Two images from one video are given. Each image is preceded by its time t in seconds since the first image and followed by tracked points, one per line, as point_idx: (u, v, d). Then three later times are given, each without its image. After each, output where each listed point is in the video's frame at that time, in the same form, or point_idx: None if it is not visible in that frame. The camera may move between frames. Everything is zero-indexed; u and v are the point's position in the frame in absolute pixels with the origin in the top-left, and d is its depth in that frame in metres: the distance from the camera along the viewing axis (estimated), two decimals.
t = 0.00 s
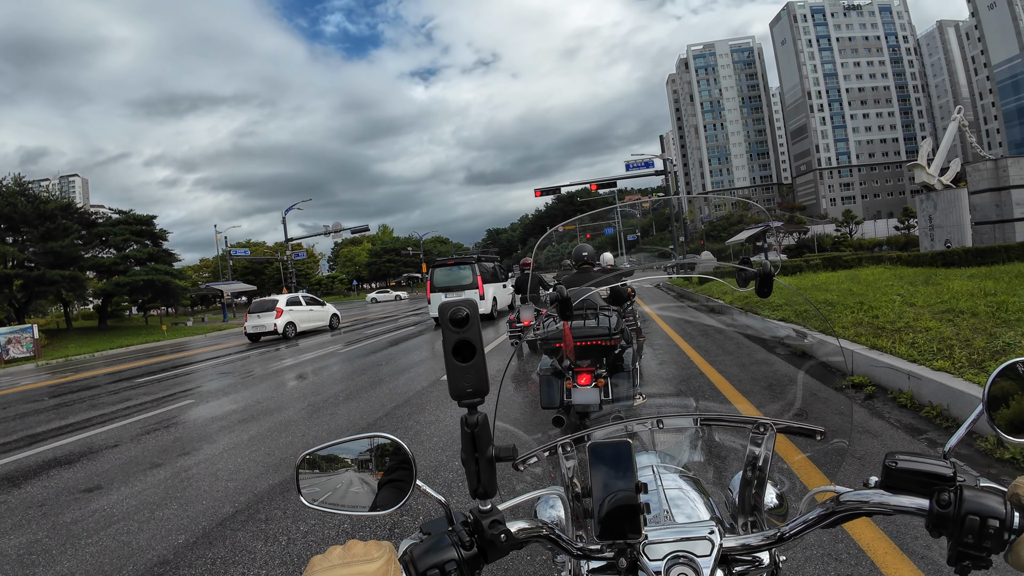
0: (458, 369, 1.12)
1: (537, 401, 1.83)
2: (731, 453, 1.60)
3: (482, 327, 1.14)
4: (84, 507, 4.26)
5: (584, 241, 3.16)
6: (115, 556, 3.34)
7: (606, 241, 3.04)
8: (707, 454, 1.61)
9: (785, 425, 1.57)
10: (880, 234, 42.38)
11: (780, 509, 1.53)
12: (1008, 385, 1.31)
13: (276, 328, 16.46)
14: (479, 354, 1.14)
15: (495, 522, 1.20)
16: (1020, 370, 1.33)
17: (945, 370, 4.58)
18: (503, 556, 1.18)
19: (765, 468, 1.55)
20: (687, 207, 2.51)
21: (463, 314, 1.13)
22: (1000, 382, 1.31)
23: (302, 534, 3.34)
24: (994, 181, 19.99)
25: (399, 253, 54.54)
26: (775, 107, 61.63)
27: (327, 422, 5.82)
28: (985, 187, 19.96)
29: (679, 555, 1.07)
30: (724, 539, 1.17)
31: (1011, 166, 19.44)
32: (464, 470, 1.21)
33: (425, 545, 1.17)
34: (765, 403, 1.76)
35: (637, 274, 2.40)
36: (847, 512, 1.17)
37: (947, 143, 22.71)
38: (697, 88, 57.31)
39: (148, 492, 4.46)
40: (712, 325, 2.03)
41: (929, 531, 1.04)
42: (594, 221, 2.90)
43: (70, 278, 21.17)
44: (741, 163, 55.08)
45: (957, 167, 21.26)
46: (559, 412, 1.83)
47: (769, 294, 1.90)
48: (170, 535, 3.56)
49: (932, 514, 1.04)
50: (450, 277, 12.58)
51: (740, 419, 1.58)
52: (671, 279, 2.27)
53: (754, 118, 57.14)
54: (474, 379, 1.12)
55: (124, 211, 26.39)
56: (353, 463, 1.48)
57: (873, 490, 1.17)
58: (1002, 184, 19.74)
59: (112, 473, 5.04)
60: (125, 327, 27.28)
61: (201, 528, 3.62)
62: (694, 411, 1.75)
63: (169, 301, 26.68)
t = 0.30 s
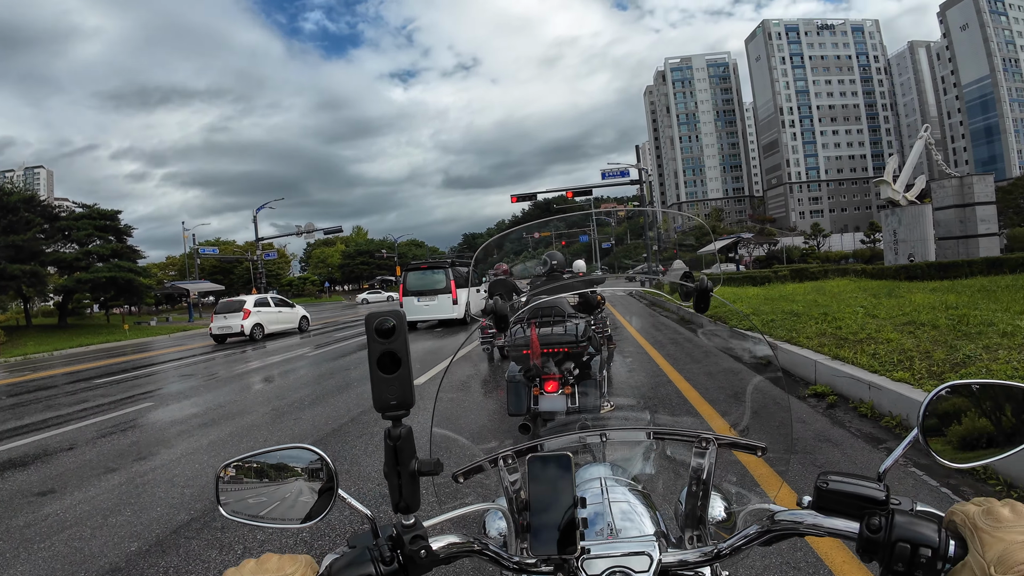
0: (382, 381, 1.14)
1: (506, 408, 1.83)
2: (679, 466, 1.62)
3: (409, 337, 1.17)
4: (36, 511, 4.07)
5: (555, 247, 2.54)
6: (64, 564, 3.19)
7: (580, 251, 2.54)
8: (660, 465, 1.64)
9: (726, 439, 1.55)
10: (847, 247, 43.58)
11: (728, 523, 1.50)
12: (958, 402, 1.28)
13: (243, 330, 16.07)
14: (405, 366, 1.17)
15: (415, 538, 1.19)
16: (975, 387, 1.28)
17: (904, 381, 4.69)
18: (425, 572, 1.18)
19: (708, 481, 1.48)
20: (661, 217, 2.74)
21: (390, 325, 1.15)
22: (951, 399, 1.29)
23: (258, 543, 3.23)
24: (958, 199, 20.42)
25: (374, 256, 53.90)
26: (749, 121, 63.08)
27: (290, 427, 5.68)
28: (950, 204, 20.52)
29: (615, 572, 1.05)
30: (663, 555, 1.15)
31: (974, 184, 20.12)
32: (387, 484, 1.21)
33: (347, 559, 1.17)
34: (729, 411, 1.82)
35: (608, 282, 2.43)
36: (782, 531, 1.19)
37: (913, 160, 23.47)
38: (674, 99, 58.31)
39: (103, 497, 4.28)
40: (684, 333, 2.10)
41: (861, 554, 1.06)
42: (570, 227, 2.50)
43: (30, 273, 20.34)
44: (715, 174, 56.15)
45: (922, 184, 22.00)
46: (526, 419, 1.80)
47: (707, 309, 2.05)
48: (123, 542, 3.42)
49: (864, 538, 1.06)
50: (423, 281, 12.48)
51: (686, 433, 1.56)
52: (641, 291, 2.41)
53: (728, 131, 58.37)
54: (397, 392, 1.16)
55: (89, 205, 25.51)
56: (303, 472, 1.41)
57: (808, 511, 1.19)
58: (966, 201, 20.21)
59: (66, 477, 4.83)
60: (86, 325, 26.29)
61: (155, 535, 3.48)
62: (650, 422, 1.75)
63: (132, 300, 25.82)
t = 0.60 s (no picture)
0: (320, 392, 1.18)
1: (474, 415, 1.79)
2: (637, 479, 1.62)
3: (351, 347, 1.21)
4: None
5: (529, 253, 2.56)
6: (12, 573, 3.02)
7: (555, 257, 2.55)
8: (620, 479, 1.63)
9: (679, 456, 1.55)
10: (814, 261, 44.82)
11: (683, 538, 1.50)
12: (929, 423, 1.30)
13: (207, 331, 15.63)
14: (345, 377, 1.21)
15: (351, 550, 1.16)
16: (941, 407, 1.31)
17: (865, 393, 4.82)
18: None
19: (662, 496, 1.49)
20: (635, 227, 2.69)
21: (330, 335, 1.18)
22: (919, 419, 1.29)
23: (215, 552, 3.10)
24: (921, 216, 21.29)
25: (346, 258, 53.17)
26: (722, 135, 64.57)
27: (254, 433, 5.53)
28: (912, 221, 21.34)
29: None
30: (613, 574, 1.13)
31: (936, 203, 20.90)
32: (324, 496, 1.18)
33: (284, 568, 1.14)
34: (695, 421, 1.81)
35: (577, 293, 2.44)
36: (728, 554, 1.19)
37: (878, 178, 24.30)
38: (651, 112, 59.33)
39: (56, 502, 4.09)
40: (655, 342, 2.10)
41: None
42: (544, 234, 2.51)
43: None
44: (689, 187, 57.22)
45: (886, 202, 22.81)
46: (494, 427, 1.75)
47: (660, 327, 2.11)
48: (75, 549, 3.26)
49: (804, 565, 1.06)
50: (394, 285, 12.36)
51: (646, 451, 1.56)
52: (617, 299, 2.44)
53: (702, 145, 59.63)
54: (337, 403, 1.19)
55: (51, 198, 24.57)
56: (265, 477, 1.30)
57: (754, 535, 1.19)
58: (928, 219, 21.08)
59: (16, 481, 4.59)
60: (43, 322, 25.22)
61: (109, 543, 3.33)
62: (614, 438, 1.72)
63: (94, 297, 24.88)
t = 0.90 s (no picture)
0: (277, 391, 1.20)
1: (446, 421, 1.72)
2: (606, 486, 1.62)
3: (309, 346, 1.23)
4: None
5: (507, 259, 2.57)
6: None
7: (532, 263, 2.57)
8: (590, 487, 1.63)
9: (646, 462, 1.56)
10: (787, 272, 45.84)
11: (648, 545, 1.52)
12: (900, 431, 1.34)
13: (176, 331, 15.23)
14: (302, 376, 1.22)
15: (305, 551, 1.15)
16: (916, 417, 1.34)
17: (832, 402, 4.93)
18: None
19: (628, 502, 1.52)
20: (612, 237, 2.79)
21: (288, 333, 1.21)
22: (891, 428, 1.34)
23: (179, 557, 3.00)
24: (889, 231, 21.97)
25: (322, 260, 52.46)
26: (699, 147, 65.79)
27: (223, 435, 5.40)
28: (881, 236, 22.02)
29: None
30: None
31: (904, 219, 21.60)
32: (278, 495, 1.18)
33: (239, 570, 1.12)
34: (669, 428, 1.83)
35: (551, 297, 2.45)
36: (689, 560, 1.20)
37: (849, 194, 25.00)
38: (631, 122, 60.15)
39: (15, 503, 3.93)
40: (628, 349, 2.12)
41: None
42: (522, 241, 2.54)
43: None
44: (666, 197, 58.06)
45: (856, 217, 23.51)
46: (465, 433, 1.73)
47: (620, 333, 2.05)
48: (34, 552, 3.14)
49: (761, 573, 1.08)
50: (370, 288, 12.23)
51: (615, 458, 1.57)
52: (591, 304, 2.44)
53: (680, 156, 60.69)
54: (294, 402, 1.21)
55: (17, 190, 23.71)
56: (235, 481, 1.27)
57: (714, 542, 1.22)
58: (896, 234, 21.75)
59: None
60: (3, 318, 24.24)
61: (69, 547, 3.20)
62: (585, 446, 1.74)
63: (58, 294, 24.05)
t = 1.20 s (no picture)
0: (260, 391, 1.18)
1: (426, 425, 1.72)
2: (587, 489, 1.64)
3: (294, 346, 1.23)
4: None
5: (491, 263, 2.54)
6: None
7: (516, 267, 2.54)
8: (570, 490, 1.64)
9: (627, 466, 1.57)
10: (766, 280, 46.60)
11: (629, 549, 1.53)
12: (871, 436, 1.37)
13: (151, 330, 14.92)
14: (286, 377, 1.22)
15: (287, 554, 1.14)
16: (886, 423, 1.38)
17: (809, 408, 5.02)
18: None
19: (610, 505, 1.53)
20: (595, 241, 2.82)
21: (273, 332, 1.21)
22: (862, 433, 1.36)
23: (152, 561, 2.92)
24: (866, 242, 22.48)
25: (303, 260, 51.87)
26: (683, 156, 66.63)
27: (200, 436, 5.31)
28: (858, 246, 22.51)
29: None
30: None
31: (881, 230, 22.12)
32: (260, 498, 1.18)
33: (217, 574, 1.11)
34: (648, 432, 1.85)
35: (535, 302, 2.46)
36: (671, 563, 1.22)
37: (827, 204, 25.53)
38: (616, 129, 60.69)
39: None
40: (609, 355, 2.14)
41: None
42: (506, 244, 2.50)
43: None
44: (649, 203, 58.65)
45: (834, 227, 24.01)
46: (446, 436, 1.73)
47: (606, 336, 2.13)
48: (4, 554, 3.04)
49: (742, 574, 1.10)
50: (351, 289, 12.11)
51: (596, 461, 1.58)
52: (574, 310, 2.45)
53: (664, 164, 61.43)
54: (277, 403, 1.20)
55: None
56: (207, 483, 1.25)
57: (695, 543, 1.24)
58: (873, 245, 22.24)
59: None
60: None
61: (40, 549, 3.11)
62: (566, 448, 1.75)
63: (31, 290, 23.41)
